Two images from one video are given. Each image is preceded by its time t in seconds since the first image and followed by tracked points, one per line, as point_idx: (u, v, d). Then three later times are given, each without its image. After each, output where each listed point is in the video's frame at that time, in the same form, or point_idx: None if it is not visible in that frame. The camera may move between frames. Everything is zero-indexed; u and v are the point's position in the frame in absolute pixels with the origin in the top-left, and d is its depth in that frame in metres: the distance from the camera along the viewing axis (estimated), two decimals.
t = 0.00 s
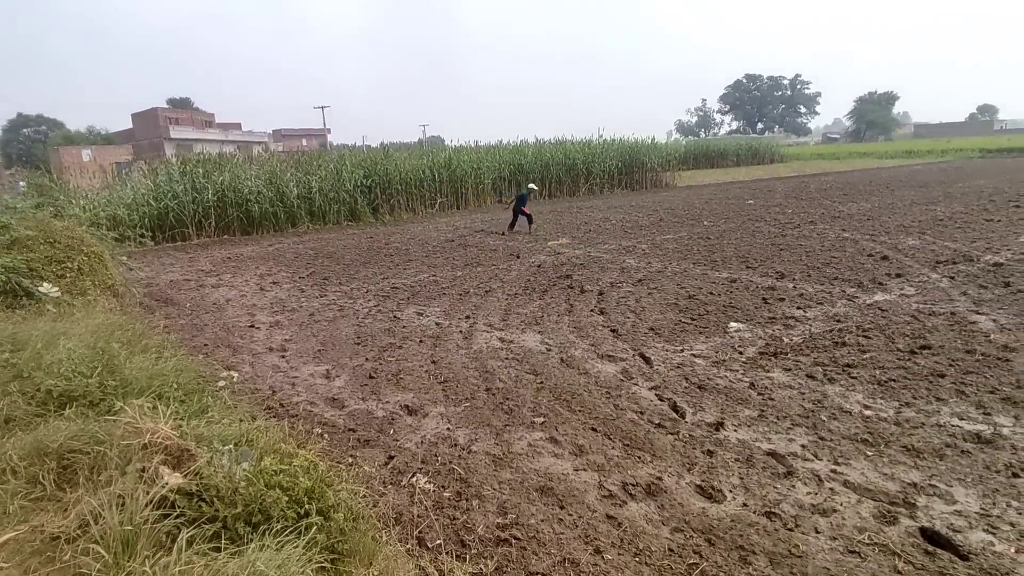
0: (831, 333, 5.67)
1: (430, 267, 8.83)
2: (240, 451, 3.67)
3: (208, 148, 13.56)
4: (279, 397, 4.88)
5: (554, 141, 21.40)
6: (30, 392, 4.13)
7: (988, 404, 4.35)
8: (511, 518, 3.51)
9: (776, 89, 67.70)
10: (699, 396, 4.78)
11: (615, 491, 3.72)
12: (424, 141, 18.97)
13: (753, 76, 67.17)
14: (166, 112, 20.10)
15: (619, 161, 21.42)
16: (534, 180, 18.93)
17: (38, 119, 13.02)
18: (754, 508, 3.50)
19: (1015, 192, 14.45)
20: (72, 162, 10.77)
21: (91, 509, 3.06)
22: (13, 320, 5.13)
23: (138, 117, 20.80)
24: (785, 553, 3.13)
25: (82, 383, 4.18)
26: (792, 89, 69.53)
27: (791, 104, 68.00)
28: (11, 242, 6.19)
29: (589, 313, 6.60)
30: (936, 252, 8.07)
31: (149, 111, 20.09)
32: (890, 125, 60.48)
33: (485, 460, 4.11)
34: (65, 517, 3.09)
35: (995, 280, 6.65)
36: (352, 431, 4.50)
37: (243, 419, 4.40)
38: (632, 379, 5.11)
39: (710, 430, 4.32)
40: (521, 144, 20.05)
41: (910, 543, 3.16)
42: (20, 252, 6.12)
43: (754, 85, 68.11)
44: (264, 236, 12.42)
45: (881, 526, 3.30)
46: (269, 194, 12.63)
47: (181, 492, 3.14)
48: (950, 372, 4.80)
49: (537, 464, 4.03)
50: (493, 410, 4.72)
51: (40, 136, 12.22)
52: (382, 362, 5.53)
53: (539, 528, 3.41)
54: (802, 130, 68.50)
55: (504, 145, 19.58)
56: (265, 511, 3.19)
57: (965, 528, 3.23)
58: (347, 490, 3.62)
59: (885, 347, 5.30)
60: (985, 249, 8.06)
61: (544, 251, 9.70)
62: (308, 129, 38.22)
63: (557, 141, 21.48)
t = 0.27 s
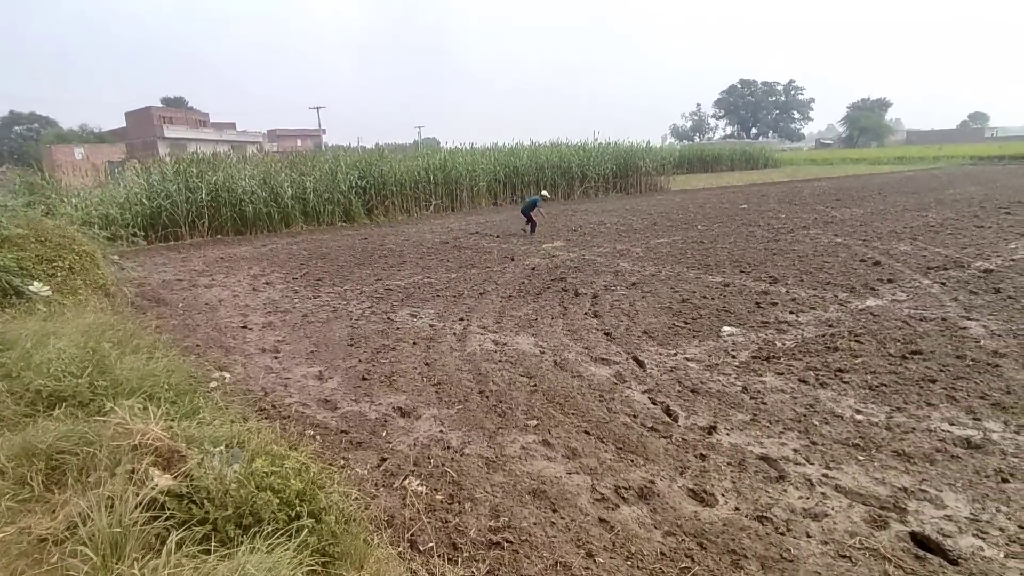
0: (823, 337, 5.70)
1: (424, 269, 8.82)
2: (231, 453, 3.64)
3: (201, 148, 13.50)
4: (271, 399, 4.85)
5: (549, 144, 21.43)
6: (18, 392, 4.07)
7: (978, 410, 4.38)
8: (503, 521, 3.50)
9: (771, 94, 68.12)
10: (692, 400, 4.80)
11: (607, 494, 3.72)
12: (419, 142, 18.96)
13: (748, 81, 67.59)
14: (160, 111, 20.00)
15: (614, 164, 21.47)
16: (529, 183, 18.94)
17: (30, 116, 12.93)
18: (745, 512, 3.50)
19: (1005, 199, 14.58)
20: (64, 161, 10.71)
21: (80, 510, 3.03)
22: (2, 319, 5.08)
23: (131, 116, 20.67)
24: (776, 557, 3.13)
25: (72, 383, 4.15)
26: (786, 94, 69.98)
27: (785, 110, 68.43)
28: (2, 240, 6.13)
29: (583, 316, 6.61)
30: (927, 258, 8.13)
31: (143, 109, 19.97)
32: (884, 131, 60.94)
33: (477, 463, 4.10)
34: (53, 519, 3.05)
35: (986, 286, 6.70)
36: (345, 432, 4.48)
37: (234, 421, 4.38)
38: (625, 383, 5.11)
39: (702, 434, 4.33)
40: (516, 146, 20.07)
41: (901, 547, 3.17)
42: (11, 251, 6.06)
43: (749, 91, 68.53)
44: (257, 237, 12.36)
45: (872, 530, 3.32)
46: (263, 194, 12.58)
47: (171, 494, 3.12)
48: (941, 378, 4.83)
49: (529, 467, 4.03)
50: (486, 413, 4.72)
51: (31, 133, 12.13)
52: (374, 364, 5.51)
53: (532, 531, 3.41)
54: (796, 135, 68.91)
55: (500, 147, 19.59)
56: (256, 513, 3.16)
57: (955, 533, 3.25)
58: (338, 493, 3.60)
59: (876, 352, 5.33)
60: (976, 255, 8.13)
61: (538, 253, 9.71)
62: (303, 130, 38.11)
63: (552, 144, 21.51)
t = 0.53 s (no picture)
0: (816, 342, 5.72)
1: (419, 271, 8.80)
2: (223, 456, 3.62)
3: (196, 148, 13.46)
4: (264, 401, 4.83)
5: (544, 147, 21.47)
6: (7, 393, 3.98)
7: (969, 414, 4.41)
8: (497, 525, 3.49)
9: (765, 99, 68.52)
10: (686, 403, 4.80)
11: (601, 498, 3.71)
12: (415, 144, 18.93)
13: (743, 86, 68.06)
14: (155, 111, 19.93)
15: (608, 167, 21.52)
16: (524, 186, 18.97)
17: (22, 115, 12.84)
18: (739, 516, 3.51)
19: (997, 204, 14.69)
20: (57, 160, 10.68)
21: (70, 513, 3.01)
22: None
23: (124, 116, 20.55)
24: (769, 561, 3.14)
25: (63, 384, 4.11)
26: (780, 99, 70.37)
27: (780, 115, 68.83)
28: None
29: (577, 319, 6.61)
30: (920, 263, 8.18)
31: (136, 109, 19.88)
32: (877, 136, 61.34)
33: (471, 466, 4.09)
34: (42, 521, 3.02)
35: (977, 291, 6.75)
36: (338, 436, 4.46)
37: (227, 423, 4.35)
38: (619, 386, 5.12)
39: (696, 438, 4.34)
40: (511, 149, 20.09)
41: (893, 551, 3.18)
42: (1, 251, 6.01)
43: (743, 95, 68.98)
44: (251, 238, 12.32)
45: (864, 534, 3.33)
46: (257, 196, 12.55)
47: (162, 497, 3.10)
48: (933, 382, 4.86)
49: (523, 471, 4.02)
50: (479, 416, 4.71)
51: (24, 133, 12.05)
52: (368, 367, 5.49)
53: (525, 535, 3.40)
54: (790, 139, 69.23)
55: (495, 150, 19.62)
56: (248, 516, 3.14)
57: (947, 537, 3.26)
58: (331, 496, 3.58)
59: (869, 357, 5.35)
60: (967, 260, 8.18)
61: (533, 256, 9.71)
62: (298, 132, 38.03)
63: (547, 147, 21.55)
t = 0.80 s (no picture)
0: (809, 343, 5.75)
1: (413, 272, 8.79)
2: (216, 458, 3.61)
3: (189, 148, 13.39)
4: (257, 402, 4.81)
5: (539, 149, 21.49)
6: None
7: (960, 415, 4.44)
8: (491, 527, 3.49)
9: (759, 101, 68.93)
10: (679, 405, 4.81)
11: (595, 499, 3.72)
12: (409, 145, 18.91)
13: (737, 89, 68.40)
14: (148, 111, 19.83)
15: (603, 169, 21.55)
16: (519, 187, 18.98)
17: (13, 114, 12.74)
18: (732, 518, 3.52)
19: (989, 207, 14.81)
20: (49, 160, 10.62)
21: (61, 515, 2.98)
22: None
23: (117, 116, 20.44)
24: (763, 562, 3.15)
25: (54, 386, 4.07)
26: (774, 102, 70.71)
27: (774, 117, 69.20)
28: None
29: (572, 321, 6.62)
30: (912, 265, 8.24)
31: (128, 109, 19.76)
32: (871, 139, 61.73)
33: (465, 468, 4.08)
34: (33, 524, 2.99)
35: (969, 293, 6.80)
36: (332, 437, 4.45)
37: (220, 425, 4.33)
38: (614, 388, 5.12)
39: (690, 439, 4.35)
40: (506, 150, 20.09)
41: (885, 552, 3.20)
42: None
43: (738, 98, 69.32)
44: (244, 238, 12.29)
45: (856, 535, 3.34)
46: (251, 196, 12.51)
47: (154, 499, 3.09)
48: (924, 384, 4.89)
49: (517, 472, 4.02)
50: (474, 417, 4.70)
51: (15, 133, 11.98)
52: (362, 368, 5.48)
53: (519, 537, 3.40)
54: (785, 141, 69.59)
55: (490, 151, 19.61)
56: (241, 518, 3.12)
57: (938, 538, 3.28)
58: (325, 498, 3.57)
59: (861, 358, 5.38)
60: (959, 263, 8.25)
61: (528, 258, 9.72)
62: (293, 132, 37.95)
63: (542, 149, 21.57)
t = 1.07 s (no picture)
0: (801, 343, 5.78)
1: (407, 272, 8.77)
2: (207, 458, 3.59)
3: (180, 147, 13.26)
4: (249, 402, 4.78)
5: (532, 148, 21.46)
6: None
7: (949, 414, 4.48)
8: (484, 526, 3.49)
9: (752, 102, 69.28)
10: (672, 404, 4.83)
11: (588, 499, 3.72)
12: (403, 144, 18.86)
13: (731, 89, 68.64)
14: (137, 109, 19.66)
15: (597, 168, 21.55)
16: (512, 187, 18.96)
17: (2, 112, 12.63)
18: (723, 516, 3.53)
19: (979, 208, 14.93)
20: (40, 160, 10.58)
21: (50, 516, 2.95)
22: None
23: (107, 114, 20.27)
24: (753, 560, 3.17)
25: (43, 386, 4.03)
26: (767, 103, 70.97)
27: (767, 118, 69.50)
28: None
29: (564, 321, 6.61)
30: (902, 266, 8.31)
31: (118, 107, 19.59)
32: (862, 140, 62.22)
33: (458, 468, 4.08)
34: (22, 525, 2.96)
35: (958, 293, 6.86)
36: (324, 437, 4.43)
37: (210, 425, 4.31)
38: (606, 387, 5.14)
39: (682, 439, 4.37)
40: (499, 149, 20.07)
41: (874, 550, 3.22)
42: None
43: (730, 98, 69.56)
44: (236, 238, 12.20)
45: (846, 533, 3.37)
46: (243, 195, 12.42)
47: (145, 500, 3.06)
48: (914, 383, 4.93)
49: (510, 472, 4.02)
50: (466, 417, 4.70)
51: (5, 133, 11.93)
52: (354, 368, 5.46)
53: (512, 536, 3.40)
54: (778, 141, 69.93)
55: (483, 151, 19.58)
56: (232, 519, 3.11)
57: (927, 536, 3.31)
58: (316, 498, 3.55)
59: (852, 358, 5.42)
60: (948, 263, 8.32)
61: (521, 258, 9.72)
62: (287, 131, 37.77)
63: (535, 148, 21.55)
